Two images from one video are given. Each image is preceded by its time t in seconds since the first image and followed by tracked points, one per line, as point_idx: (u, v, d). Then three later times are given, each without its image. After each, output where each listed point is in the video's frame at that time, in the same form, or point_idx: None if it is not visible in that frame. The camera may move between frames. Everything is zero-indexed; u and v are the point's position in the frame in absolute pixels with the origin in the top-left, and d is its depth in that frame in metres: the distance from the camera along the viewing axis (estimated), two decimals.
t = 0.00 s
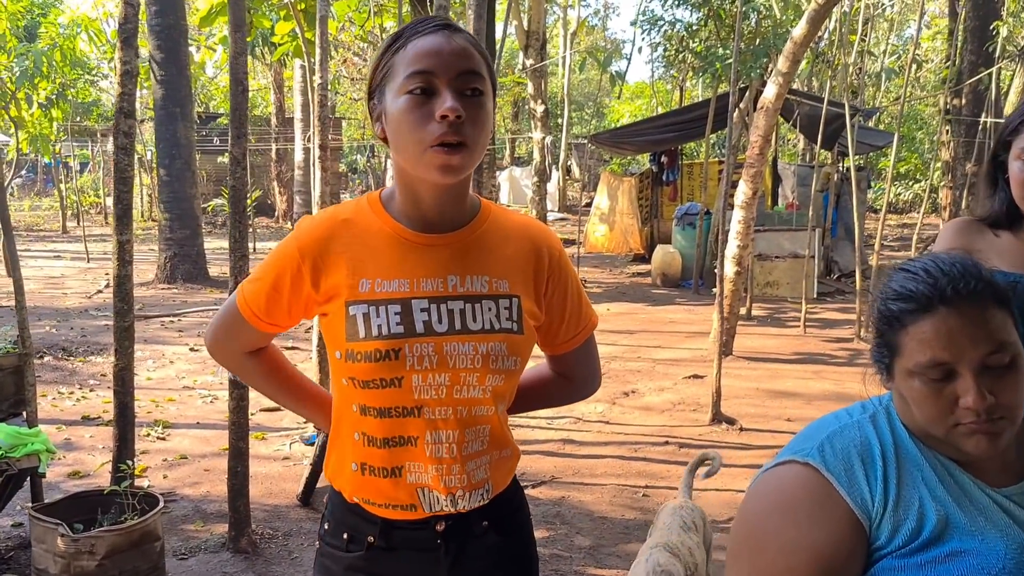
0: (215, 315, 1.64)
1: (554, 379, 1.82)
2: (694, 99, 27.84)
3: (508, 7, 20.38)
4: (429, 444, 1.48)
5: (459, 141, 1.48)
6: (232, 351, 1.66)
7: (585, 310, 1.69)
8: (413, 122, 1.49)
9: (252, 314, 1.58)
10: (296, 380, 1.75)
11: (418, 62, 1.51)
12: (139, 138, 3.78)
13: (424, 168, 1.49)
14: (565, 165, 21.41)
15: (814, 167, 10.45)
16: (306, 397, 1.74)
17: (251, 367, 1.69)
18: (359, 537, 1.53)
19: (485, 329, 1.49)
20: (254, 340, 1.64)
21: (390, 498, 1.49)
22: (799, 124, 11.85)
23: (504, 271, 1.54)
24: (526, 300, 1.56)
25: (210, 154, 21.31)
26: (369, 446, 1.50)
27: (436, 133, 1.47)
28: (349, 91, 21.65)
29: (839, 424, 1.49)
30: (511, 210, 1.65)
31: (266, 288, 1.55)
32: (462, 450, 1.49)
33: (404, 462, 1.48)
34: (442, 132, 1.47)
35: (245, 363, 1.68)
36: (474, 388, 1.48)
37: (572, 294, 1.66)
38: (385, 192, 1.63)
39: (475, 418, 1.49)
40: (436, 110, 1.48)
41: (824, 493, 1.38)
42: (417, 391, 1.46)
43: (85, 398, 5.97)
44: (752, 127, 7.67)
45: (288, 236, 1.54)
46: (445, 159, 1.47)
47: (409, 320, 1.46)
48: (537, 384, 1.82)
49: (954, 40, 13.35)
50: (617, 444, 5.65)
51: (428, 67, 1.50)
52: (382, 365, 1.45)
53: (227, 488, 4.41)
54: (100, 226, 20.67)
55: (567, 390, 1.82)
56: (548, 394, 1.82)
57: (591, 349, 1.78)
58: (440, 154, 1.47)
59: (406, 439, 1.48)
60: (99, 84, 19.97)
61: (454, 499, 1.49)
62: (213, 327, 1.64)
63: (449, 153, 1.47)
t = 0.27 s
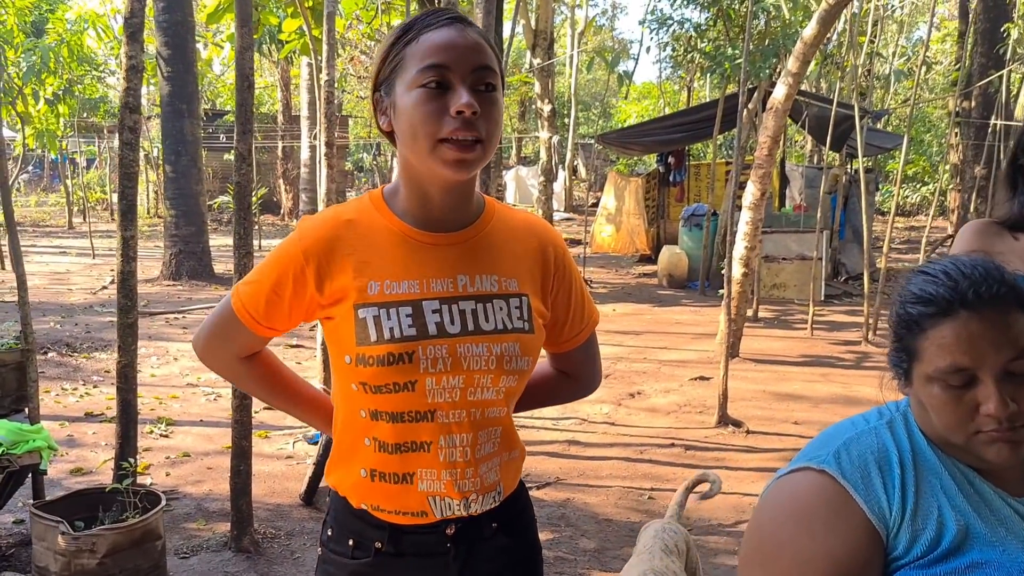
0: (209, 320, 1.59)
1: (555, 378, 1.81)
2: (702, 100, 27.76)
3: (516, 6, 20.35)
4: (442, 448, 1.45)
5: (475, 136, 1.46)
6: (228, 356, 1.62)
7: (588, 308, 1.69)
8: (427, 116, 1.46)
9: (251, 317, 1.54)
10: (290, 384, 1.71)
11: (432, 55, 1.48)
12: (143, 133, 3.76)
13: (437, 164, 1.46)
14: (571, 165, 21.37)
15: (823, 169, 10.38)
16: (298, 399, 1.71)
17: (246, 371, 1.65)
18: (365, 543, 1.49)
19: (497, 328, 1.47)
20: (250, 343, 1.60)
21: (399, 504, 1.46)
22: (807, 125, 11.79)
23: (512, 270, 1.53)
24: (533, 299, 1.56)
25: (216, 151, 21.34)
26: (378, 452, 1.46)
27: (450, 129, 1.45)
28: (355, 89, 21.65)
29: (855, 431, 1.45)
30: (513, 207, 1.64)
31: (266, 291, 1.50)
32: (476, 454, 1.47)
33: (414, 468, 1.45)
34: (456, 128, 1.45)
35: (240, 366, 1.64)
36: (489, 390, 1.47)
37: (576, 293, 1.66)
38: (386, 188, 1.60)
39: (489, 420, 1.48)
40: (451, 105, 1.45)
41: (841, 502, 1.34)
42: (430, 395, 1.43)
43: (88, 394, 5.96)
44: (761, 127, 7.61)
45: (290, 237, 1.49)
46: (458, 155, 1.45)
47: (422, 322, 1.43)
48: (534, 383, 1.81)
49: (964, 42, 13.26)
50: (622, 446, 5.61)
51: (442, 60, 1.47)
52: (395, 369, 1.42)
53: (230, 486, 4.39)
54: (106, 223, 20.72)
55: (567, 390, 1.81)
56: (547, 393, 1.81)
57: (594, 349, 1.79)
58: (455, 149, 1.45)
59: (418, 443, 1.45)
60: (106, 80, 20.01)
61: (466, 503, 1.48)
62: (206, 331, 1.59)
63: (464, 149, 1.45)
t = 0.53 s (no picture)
0: (206, 327, 1.56)
1: (551, 380, 1.81)
2: (709, 100, 27.69)
3: (524, 5, 20.32)
4: (449, 454, 1.45)
5: (481, 140, 1.45)
6: (226, 362, 1.60)
7: (585, 310, 1.70)
8: (432, 119, 1.44)
9: (250, 322, 1.51)
10: (286, 388, 1.69)
11: (438, 57, 1.46)
12: (150, 131, 3.76)
13: (442, 168, 1.45)
14: (578, 165, 21.33)
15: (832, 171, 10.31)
16: (299, 401, 1.69)
17: (245, 378, 1.63)
18: (366, 552, 1.48)
19: (502, 332, 1.47)
20: (249, 348, 1.58)
21: (403, 512, 1.45)
22: (816, 127, 11.74)
23: (513, 273, 1.53)
24: (534, 302, 1.56)
25: (224, 149, 21.39)
26: (380, 459, 1.45)
27: (456, 132, 1.43)
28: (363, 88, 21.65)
29: (866, 441, 1.42)
30: (509, 209, 1.65)
31: (264, 296, 1.48)
32: (480, 459, 1.47)
33: (419, 475, 1.44)
34: (463, 131, 1.43)
35: (238, 371, 1.61)
36: (494, 395, 1.46)
37: (572, 295, 1.67)
38: (384, 190, 1.59)
39: (493, 424, 1.48)
40: (458, 108, 1.44)
41: (851, 514, 1.32)
42: (436, 400, 1.42)
43: (94, 392, 5.97)
44: (769, 129, 7.57)
45: (289, 240, 1.47)
46: (464, 158, 1.44)
47: (426, 327, 1.42)
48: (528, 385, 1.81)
49: (974, 44, 13.18)
50: (628, 448, 5.59)
51: (447, 62, 1.46)
52: (401, 376, 1.40)
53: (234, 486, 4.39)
54: (113, 220, 20.79)
55: (563, 393, 1.81)
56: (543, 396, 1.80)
57: (590, 352, 1.79)
58: (460, 153, 1.44)
59: (422, 450, 1.44)
60: (114, 77, 20.06)
61: (471, 509, 1.48)
62: (204, 338, 1.57)
63: (470, 153, 1.44)
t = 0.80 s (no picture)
0: (199, 338, 1.53)
1: (541, 382, 1.82)
2: (718, 99, 27.62)
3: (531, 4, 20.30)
4: (448, 456, 1.45)
5: (492, 140, 1.46)
6: (218, 376, 1.56)
7: (577, 312, 1.73)
8: (447, 117, 1.44)
9: (245, 329, 1.48)
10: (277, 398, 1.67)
11: (449, 54, 1.46)
12: (157, 130, 3.77)
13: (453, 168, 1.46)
14: (586, 164, 21.31)
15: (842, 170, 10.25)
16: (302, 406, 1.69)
17: (237, 391, 1.61)
18: (361, 556, 1.47)
19: (501, 333, 1.48)
20: (243, 360, 1.55)
21: (401, 515, 1.45)
22: (825, 126, 11.68)
23: (511, 275, 1.55)
24: (530, 304, 1.58)
25: (232, 148, 21.42)
26: (378, 462, 1.44)
27: (467, 132, 1.44)
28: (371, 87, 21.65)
29: (875, 444, 1.40)
30: (502, 210, 1.67)
31: (260, 300, 1.46)
32: (480, 461, 1.48)
33: (417, 478, 1.44)
34: (474, 131, 1.44)
35: (232, 388, 1.59)
36: (494, 395, 1.47)
37: (564, 297, 1.70)
38: (379, 190, 1.58)
39: (491, 425, 1.49)
40: (474, 107, 1.45)
41: (862, 518, 1.29)
42: (437, 402, 1.42)
43: (102, 391, 5.99)
44: (779, 128, 7.54)
45: (286, 241, 1.45)
46: (473, 160, 1.46)
47: (427, 328, 1.42)
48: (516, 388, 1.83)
49: (985, 43, 13.10)
50: (635, 449, 5.56)
51: (458, 62, 1.46)
52: (402, 376, 1.40)
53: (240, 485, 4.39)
54: (122, 219, 20.85)
55: (552, 395, 1.82)
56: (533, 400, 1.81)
57: (580, 353, 1.81)
58: (473, 154, 1.45)
59: (423, 452, 1.43)
60: (123, 77, 20.12)
61: (469, 512, 1.48)
62: (196, 351, 1.53)
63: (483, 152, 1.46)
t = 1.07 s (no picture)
0: (188, 359, 1.46)
1: (520, 387, 1.85)
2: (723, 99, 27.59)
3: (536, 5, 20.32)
4: (441, 454, 1.47)
5: (464, 146, 1.49)
6: (209, 404, 1.48)
7: (553, 313, 1.79)
8: (421, 121, 1.47)
9: (236, 343, 1.42)
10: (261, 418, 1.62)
11: (431, 59, 1.48)
12: (162, 132, 3.79)
13: (426, 171, 1.48)
14: (591, 165, 21.31)
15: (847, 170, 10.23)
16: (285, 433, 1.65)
17: (225, 420, 1.53)
18: (349, 560, 1.46)
19: (490, 332, 1.51)
20: (238, 388, 1.49)
21: (393, 516, 1.45)
22: (830, 126, 11.67)
23: (494, 277, 1.58)
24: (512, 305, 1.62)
25: (238, 148, 21.49)
26: (371, 463, 1.44)
27: (443, 136, 1.47)
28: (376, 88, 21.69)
29: (876, 445, 1.41)
30: (479, 213, 1.71)
31: (258, 310, 1.41)
32: (470, 461, 1.51)
33: (409, 477, 1.45)
34: (450, 135, 1.47)
35: (225, 419, 1.53)
36: (485, 394, 1.50)
37: (542, 299, 1.75)
38: (362, 191, 1.58)
39: (481, 424, 1.52)
40: (447, 112, 1.47)
41: (864, 518, 1.30)
42: (431, 401, 1.44)
43: (108, 390, 6.02)
44: (783, 129, 7.53)
45: (280, 245, 1.41)
46: (449, 163, 1.48)
47: (421, 327, 1.44)
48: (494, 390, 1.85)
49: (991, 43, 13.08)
50: (639, 449, 5.57)
51: (440, 66, 1.49)
52: (398, 377, 1.41)
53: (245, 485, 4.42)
54: (129, 219, 20.94)
55: (532, 400, 1.85)
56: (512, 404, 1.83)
57: (557, 355, 1.86)
58: (443, 158, 1.48)
59: (416, 451, 1.45)
60: (130, 78, 20.21)
61: (460, 510, 1.51)
62: (185, 375, 1.46)
63: (455, 157, 1.49)
